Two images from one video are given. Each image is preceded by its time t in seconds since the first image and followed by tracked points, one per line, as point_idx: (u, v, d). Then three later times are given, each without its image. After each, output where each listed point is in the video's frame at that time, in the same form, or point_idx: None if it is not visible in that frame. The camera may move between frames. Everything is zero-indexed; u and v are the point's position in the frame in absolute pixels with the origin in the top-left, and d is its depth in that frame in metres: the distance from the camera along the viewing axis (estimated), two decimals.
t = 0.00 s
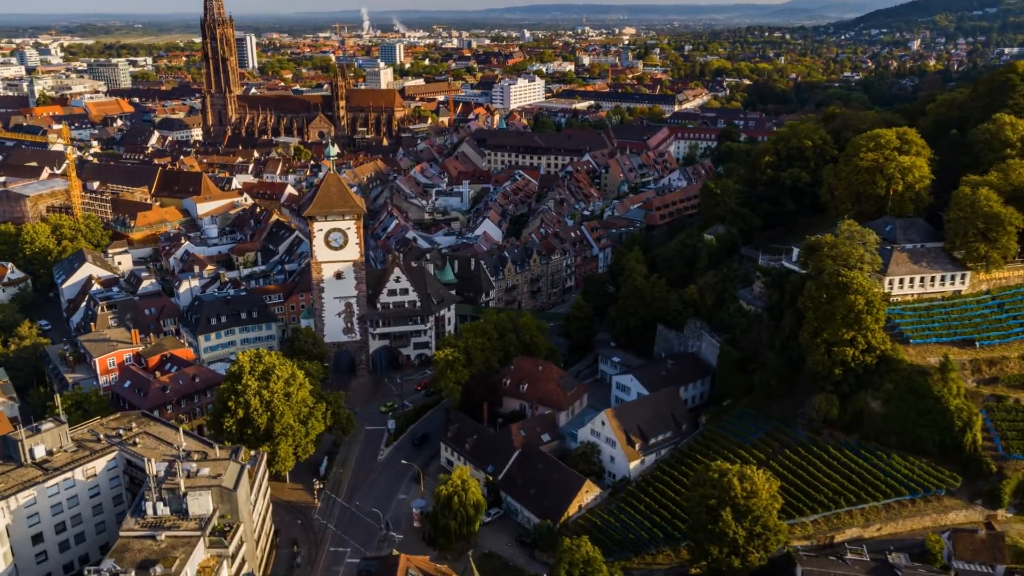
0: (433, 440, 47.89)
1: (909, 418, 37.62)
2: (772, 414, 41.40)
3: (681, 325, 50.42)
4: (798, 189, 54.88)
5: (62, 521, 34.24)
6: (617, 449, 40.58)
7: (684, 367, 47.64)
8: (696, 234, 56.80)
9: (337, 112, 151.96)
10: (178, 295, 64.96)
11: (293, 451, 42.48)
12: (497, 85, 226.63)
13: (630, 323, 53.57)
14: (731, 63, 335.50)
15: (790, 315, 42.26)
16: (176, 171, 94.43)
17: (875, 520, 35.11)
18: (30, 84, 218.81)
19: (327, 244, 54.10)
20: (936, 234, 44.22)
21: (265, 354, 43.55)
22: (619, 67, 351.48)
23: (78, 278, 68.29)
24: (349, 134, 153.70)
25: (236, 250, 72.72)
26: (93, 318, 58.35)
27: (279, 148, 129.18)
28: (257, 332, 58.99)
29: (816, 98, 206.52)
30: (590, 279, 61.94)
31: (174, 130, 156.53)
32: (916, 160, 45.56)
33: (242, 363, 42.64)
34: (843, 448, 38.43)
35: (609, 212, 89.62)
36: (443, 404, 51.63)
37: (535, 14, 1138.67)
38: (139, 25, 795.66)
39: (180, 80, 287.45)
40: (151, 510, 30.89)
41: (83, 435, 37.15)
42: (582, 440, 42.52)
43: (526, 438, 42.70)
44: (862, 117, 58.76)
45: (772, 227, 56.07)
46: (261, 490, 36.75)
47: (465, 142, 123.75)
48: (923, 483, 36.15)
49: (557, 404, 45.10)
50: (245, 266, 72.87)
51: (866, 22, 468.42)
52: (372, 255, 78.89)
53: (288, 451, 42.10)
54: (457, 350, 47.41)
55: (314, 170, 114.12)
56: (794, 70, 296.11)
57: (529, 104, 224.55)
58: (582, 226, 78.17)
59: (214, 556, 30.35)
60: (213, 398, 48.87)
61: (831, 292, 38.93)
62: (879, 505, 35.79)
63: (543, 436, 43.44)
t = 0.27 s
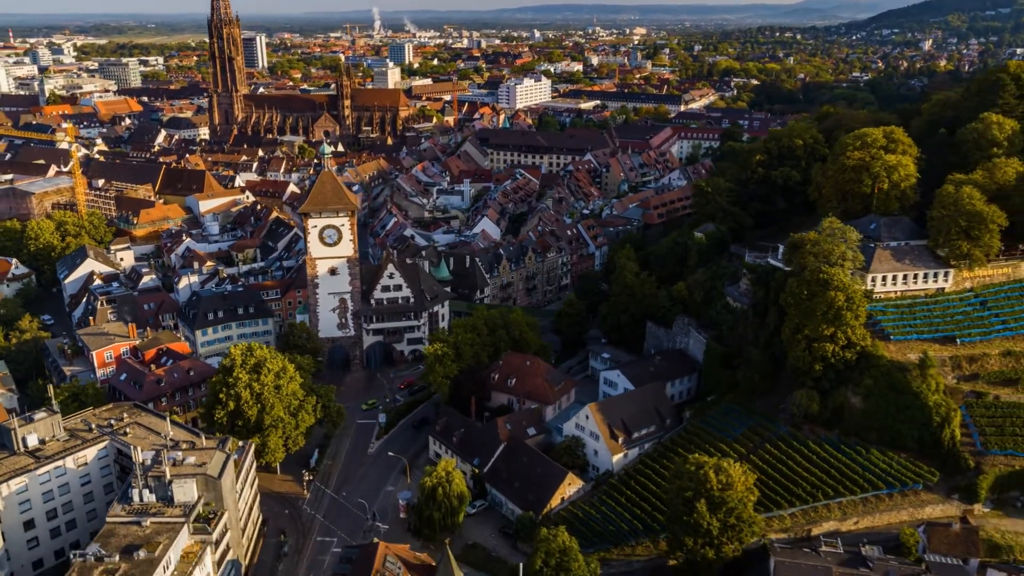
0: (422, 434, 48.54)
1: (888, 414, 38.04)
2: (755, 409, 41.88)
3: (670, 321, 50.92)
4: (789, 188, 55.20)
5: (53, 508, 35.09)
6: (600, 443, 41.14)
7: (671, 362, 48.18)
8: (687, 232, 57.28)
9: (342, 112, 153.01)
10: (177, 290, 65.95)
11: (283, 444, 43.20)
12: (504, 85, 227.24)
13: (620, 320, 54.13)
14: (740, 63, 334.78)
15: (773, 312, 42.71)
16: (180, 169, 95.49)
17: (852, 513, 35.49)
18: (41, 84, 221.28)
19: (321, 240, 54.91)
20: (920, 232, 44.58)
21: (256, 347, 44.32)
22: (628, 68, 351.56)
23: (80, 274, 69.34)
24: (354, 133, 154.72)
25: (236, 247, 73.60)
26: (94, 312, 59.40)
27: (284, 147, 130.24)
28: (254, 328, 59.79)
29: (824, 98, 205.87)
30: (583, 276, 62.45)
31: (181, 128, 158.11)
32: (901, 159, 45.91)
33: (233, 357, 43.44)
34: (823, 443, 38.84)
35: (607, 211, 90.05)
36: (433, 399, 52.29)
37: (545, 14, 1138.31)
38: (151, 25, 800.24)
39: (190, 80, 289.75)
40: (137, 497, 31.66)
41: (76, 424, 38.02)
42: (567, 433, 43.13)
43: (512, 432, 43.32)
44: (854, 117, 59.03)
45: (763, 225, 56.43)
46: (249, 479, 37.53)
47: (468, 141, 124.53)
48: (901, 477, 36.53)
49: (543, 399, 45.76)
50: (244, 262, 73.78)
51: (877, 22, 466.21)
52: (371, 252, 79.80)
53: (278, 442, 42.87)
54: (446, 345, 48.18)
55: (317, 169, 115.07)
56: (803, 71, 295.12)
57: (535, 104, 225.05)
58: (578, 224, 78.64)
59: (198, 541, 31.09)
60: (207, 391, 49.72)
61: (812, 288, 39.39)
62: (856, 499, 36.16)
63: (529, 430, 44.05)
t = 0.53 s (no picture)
0: (417, 429, 49.15)
1: (875, 411, 38.33)
2: (744, 405, 42.25)
3: (665, 318, 51.33)
4: (786, 187, 55.44)
5: (51, 496, 35.96)
6: (590, 438, 41.62)
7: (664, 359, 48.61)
8: (684, 231, 57.65)
9: (351, 111, 154.10)
10: (182, 286, 66.94)
11: (279, 436, 43.97)
12: (514, 85, 227.77)
13: (616, 318, 54.59)
14: (752, 63, 333.78)
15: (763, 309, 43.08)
16: (188, 167, 96.68)
17: (836, 509, 35.76)
18: (57, 83, 223.99)
19: (321, 237, 55.71)
20: (912, 231, 44.83)
21: (253, 341, 45.06)
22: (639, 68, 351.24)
23: (88, 269, 70.51)
24: (363, 132, 155.75)
25: (241, 244, 74.55)
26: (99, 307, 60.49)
27: (293, 146, 131.44)
28: (255, 323, 60.56)
29: (836, 98, 204.94)
30: (582, 274, 62.92)
31: (193, 127, 159.78)
32: (894, 159, 46.20)
33: (231, 351, 44.19)
34: (811, 440, 39.16)
35: (610, 210, 90.43)
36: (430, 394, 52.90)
37: (559, 15, 1137.55)
38: (169, 25, 806.91)
39: (204, 80, 292.35)
40: (131, 485, 32.50)
41: (75, 415, 38.93)
42: (558, 428, 43.65)
43: (504, 426, 43.87)
44: (852, 117, 59.17)
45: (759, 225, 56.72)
46: (242, 470, 38.29)
47: (475, 140, 125.21)
48: (886, 473, 36.79)
49: (536, 394, 46.31)
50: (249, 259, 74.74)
51: (892, 23, 462.99)
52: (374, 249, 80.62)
53: (274, 434, 43.64)
54: (441, 340, 48.87)
55: (325, 167, 116.12)
56: (815, 71, 293.72)
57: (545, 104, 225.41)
58: (580, 223, 79.08)
59: (189, 529, 31.75)
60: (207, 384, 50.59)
61: (800, 286, 39.76)
62: (841, 494, 36.45)
63: (521, 425, 44.58)
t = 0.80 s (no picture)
0: (415, 424, 49.75)
1: (866, 408, 38.54)
2: (737, 403, 42.59)
3: (662, 316, 51.67)
4: (785, 186, 55.62)
5: (53, 484, 36.84)
6: (584, 433, 42.08)
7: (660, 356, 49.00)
8: (683, 230, 57.95)
9: (361, 110, 155.07)
10: (188, 282, 67.83)
11: (278, 429, 44.68)
12: (525, 85, 228.12)
13: (615, 315, 54.99)
14: (765, 64, 332.48)
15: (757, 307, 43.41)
16: (198, 165, 97.84)
17: (825, 505, 36.01)
18: (73, 82, 226.59)
19: (324, 235, 56.43)
20: (907, 230, 45.02)
21: (255, 336, 45.79)
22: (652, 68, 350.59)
23: (97, 265, 71.64)
24: (373, 131, 156.66)
25: (248, 241, 75.45)
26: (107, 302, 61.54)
27: (303, 145, 132.61)
28: (260, 319, 61.30)
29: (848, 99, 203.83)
30: (582, 272, 63.33)
31: (205, 126, 161.33)
32: (890, 158, 46.46)
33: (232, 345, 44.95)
34: (802, 437, 39.45)
35: (615, 209, 90.73)
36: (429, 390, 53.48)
37: (573, 15, 1135.99)
38: (185, 25, 812.57)
39: (218, 79, 294.73)
40: (130, 474, 33.34)
41: (78, 406, 39.79)
42: (553, 424, 44.14)
43: (500, 421, 44.39)
44: (853, 116, 59.24)
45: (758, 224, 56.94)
46: (240, 461, 39.07)
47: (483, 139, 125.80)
48: (876, 471, 37.04)
49: (532, 390, 46.85)
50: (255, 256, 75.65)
51: (908, 22, 459.33)
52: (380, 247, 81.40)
53: (273, 428, 44.37)
54: (439, 337, 49.54)
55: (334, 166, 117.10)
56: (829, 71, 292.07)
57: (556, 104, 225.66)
58: (584, 221, 79.46)
59: (185, 517, 32.49)
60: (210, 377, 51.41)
61: (792, 284, 40.13)
62: (830, 491, 36.70)
63: (516, 420, 45.09)
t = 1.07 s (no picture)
0: (413, 419, 50.45)
1: (856, 406, 38.78)
2: (730, 400, 42.95)
3: (659, 315, 52.04)
4: (785, 185, 55.81)
5: (56, 472, 37.86)
6: (577, 428, 42.58)
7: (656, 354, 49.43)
8: (684, 229, 58.28)
9: (374, 110, 156.18)
10: (197, 278, 68.99)
11: (278, 422, 45.51)
12: (539, 85, 228.50)
13: (614, 313, 55.42)
14: (781, 64, 330.86)
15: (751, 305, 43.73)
16: (210, 163, 99.20)
17: (813, 501, 36.33)
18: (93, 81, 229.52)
19: (327, 231, 57.22)
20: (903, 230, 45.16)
21: (256, 331, 46.66)
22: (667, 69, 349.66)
23: (108, 261, 72.94)
24: (385, 131, 157.70)
25: (256, 238, 76.51)
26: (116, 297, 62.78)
27: (315, 143, 133.90)
28: (265, 314, 62.27)
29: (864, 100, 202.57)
30: (584, 270, 63.79)
31: (221, 124, 163.11)
32: (886, 158, 46.70)
33: (233, 339, 45.82)
34: (792, 434, 39.76)
35: (621, 209, 91.11)
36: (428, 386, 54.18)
37: (590, 15, 1134.49)
38: (204, 24, 819.01)
39: (235, 78, 297.37)
40: (128, 463, 34.32)
41: (82, 397, 40.82)
42: (548, 419, 44.68)
43: (495, 416, 44.96)
44: (855, 116, 59.31)
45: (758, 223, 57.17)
46: (238, 452, 39.92)
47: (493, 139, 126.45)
48: (864, 468, 37.32)
49: (528, 386, 47.43)
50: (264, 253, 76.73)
51: (929, 23, 454.96)
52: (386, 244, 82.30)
53: (273, 420, 45.20)
54: (438, 332, 50.19)
55: (345, 165, 118.21)
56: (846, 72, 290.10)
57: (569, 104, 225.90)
58: (589, 220, 79.90)
59: (181, 505, 33.34)
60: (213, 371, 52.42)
61: (784, 282, 40.47)
62: (818, 487, 36.98)
63: (511, 415, 45.65)
